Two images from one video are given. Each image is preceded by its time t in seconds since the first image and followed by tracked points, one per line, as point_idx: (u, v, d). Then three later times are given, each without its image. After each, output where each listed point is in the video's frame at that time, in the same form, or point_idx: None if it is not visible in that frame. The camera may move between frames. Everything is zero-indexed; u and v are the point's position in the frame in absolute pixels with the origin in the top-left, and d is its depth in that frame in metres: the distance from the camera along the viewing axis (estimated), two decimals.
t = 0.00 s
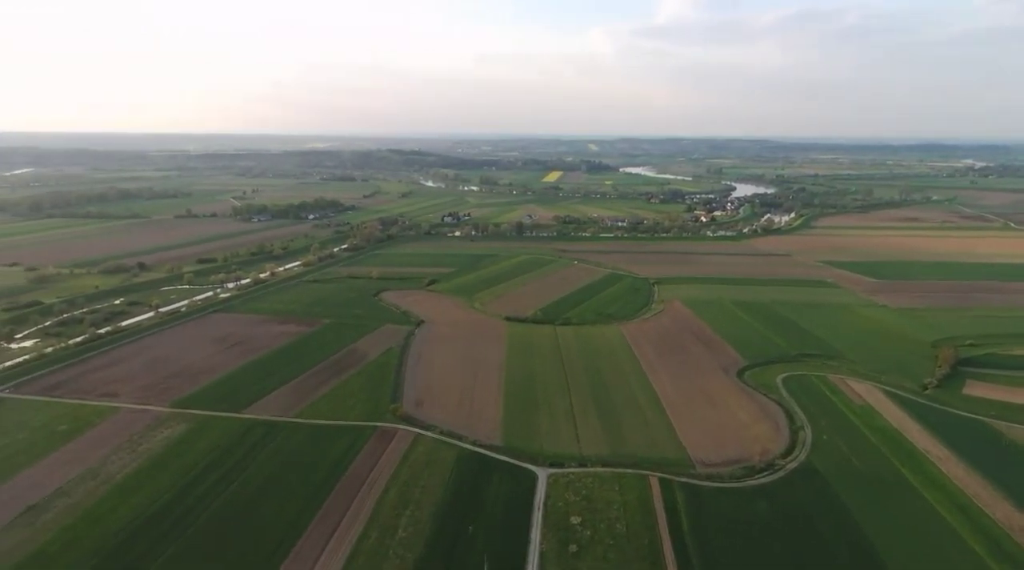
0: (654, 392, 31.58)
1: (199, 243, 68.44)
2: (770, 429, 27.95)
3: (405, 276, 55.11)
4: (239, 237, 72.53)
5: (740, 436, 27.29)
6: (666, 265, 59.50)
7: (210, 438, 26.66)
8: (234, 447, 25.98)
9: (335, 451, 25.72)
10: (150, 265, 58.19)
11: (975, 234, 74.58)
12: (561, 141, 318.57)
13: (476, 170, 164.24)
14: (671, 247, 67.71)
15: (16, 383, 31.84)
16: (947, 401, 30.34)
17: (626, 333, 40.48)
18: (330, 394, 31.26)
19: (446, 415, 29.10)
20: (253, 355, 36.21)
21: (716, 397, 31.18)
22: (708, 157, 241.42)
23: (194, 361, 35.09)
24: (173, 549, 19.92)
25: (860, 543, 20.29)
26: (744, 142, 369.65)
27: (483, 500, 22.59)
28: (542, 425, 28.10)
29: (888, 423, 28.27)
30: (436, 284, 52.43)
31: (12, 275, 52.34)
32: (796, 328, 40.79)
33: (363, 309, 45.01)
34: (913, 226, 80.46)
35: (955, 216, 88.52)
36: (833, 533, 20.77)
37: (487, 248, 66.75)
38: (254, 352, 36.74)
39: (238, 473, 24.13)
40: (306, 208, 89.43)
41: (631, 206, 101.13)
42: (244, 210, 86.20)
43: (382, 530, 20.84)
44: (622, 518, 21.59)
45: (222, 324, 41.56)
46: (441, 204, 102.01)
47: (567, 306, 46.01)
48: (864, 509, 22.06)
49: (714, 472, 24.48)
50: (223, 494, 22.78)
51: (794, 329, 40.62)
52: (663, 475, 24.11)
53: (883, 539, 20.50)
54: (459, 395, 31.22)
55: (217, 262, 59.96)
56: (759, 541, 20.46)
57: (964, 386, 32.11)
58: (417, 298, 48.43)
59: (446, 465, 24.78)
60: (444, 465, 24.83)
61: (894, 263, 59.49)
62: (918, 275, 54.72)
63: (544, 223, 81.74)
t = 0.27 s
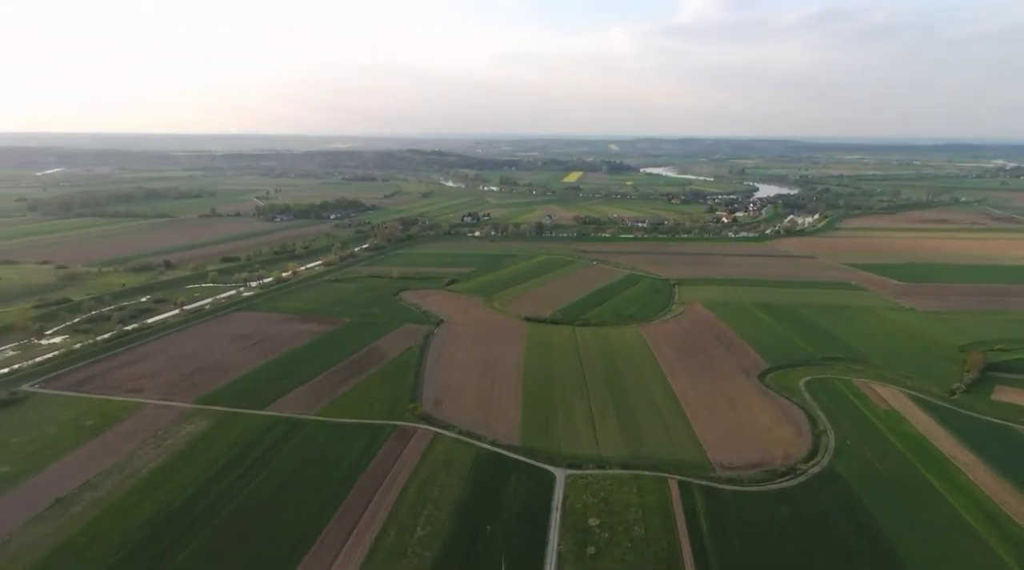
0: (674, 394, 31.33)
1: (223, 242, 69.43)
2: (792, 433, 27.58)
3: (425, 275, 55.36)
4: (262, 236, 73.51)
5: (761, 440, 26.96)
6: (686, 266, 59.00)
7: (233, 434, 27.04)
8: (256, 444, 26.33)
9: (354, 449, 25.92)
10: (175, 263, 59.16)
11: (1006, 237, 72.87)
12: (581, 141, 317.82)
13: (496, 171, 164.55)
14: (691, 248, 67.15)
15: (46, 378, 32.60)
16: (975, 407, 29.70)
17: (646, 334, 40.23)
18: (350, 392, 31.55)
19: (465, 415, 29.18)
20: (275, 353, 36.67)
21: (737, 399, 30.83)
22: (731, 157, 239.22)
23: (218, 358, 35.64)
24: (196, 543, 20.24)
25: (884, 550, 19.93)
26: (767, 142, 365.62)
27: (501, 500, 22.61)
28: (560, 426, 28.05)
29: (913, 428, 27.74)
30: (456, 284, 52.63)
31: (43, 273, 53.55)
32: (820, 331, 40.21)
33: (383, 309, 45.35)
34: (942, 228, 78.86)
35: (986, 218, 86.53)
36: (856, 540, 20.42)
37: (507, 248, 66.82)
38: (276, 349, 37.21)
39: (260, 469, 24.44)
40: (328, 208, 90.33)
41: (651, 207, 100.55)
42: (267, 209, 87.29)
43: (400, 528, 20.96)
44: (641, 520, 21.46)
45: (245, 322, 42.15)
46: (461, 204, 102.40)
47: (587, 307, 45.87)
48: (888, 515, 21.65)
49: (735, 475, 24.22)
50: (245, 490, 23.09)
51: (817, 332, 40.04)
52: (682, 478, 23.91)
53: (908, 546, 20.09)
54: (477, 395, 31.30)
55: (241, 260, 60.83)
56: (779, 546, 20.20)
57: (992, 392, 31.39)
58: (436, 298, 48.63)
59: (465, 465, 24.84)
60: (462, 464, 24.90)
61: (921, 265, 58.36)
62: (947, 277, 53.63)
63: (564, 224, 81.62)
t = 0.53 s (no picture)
0: (692, 396, 31.08)
1: (245, 241, 70.37)
2: (814, 437, 27.20)
3: (443, 275, 55.56)
4: (283, 235, 74.35)
5: (782, 443, 26.63)
6: (706, 267, 58.50)
7: (254, 432, 27.38)
8: (276, 441, 26.64)
9: (373, 448, 26.09)
10: (198, 262, 60.06)
11: None
12: (601, 141, 317.25)
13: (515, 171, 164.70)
14: (712, 249, 66.58)
15: (73, 374, 33.30)
16: (1002, 412, 29.05)
17: (665, 335, 39.96)
18: (369, 390, 31.78)
19: (482, 415, 29.22)
20: (295, 351, 37.08)
21: (757, 402, 30.54)
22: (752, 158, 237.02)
23: (240, 356, 36.12)
24: (217, 539, 20.53)
25: (907, 557, 19.59)
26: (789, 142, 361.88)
27: (518, 500, 22.61)
28: (578, 427, 27.97)
29: (938, 433, 27.21)
30: (474, 284, 52.75)
31: (71, 271, 54.73)
32: (842, 334, 39.62)
33: (402, 308, 45.61)
34: (969, 230, 77.28)
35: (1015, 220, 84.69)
36: (879, 546, 20.08)
37: (526, 248, 66.83)
38: (297, 348, 37.61)
39: (279, 467, 24.71)
40: (348, 208, 91.08)
41: (671, 207, 99.91)
42: (289, 209, 88.26)
43: (417, 527, 21.06)
44: (658, 523, 21.32)
45: (267, 320, 42.67)
46: (480, 204, 102.64)
47: (605, 308, 45.68)
48: (911, 522, 21.23)
49: (754, 478, 23.96)
50: (265, 487, 23.36)
51: (839, 335, 39.46)
52: (701, 481, 23.71)
53: (933, 553, 19.72)
54: (495, 395, 31.32)
55: (262, 260, 61.57)
56: (799, 551, 19.95)
57: (1021, 397, 30.68)
58: (454, 298, 48.76)
59: (482, 465, 24.89)
60: (480, 464, 24.95)
61: (948, 267, 57.26)
62: (974, 280, 52.55)
63: (583, 224, 81.41)
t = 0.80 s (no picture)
0: (709, 398, 30.85)
1: (263, 240, 71.07)
2: (832, 441, 26.89)
3: (459, 275, 55.69)
4: (301, 235, 74.96)
5: (799, 447, 26.34)
6: (723, 268, 58.04)
7: (271, 429, 27.65)
8: (293, 439, 26.86)
9: (388, 447, 26.21)
10: (217, 261, 60.74)
11: None
12: (617, 141, 316.61)
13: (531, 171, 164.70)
14: (729, 250, 66.04)
15: (95, 370, 33.83)
16: None
17: (681, 337, 39.72)
18: (384, 389, 31.94)
19: (497, 415, 29.23)
20: (312, 349, 37.37)
21: (775, 405, 30.23)
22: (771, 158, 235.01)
23: (257, 354, 36.49)
24: (234, 534, 20.75)
25: (927, 564, 19.26)
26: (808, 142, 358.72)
27: (532, 500, 22.59)
28: (593, 428, 27.87)
29: (960, 438, 26.71)
30: (490, 284, 52.81)
31: (93, 269, 55.62)
32: (862, 336, 39.10)
33: (418, 308, 45.77)
34: (994, 231, 75.91)
35: None
36: (899, 552, 19.76)
37: (541, 249, 66.78)
38: (313, 346, 37.90)
39: (295, 464, 24.92)
40: (365, 208, 91.62)
41: (688, 208, 99.28)
42: (306, 209, 88.99)
43: (432, 526, 21.13)
44: (673, 525, 21.18)
45: (284, 319, 43.05)
46: (496, 204, 102.75)
47: (621, 309, 45.50)
48: (933, 529, 20.86)
49: (771, 482, 23.72)
50: (281, 484, 23.57)
51: (859, 338, 38.94)
52: (716, 484, 23.51)
53: (954, 561, 19.36)
54: (510, 395, 31.31)
55: (280, 259, 62.12)
56: (816, 557, 19.71)
57: None
58: (470, 297, 48.85)
59: (496, 465, 24.89)
60: (494, 464, 24.96)
61: (971, 269, 56.28)
62: (998, 282, 51.60)
63: (599, 224, 81.19)
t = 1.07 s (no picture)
0: (724, 400, 30.61)
1: (280, 240, 71.71)
2: (850, 444, 26.57)
3: (474, 275, 55.81)
4: (317, 234, 75.51)
5: (817, 450, 26.05)
6: (740, 269, 57.61)
7: (287, 427, 27.89)
8: (308, 436, 27.08)
9: (403, 445, 26.31)
10: (235, 260, 61.41)
11: None
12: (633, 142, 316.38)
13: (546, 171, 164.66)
14: (745, 251, 65.54)
15: (115, 367, 34.33)
16: None
17: (696, 338, 39.48)
18: (399, 388, 32.08)
19: (512, 415, 29.25)
20: (328, 348, 37.63)
21: (792, 407, 29.93)
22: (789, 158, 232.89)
23: (275, 352, 36.83)
24: (251, 530, 20.97)
25: None
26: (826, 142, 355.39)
27: (546, 501, 22.55)
28: (608, 429, 27.77)
29: (982, 443, 26.25)
30: (505, 284, 52.84)
31: (114, 268, 56.48)
32: (881, 339, 38.59)
33: (433, 307, 45.93)
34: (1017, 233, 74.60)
35: None
36: (919, 558, 19.47)
37: (556, 249, 66.72)
38: (329, 345, 38.17)
39: (311, 462, 25.10)
40: (381, 208, 92.15)
41: (704, 208, 98.68)
42: (323, 208, 89.68)
43: (446, 525, 21.18)
44: (688, 528, 21.04)
45: (301, 317, 43.40)
46: (511, 204, 102.82)
47: (636, 310, 45.33)
48: (954, 535, 20.51)
49: (788, 485, 23.49)
50: (297, 481, 23.76)
51: (878, 340, 38.42)
52: (732, 487, 23.32)
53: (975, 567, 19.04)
54: (525, 395, 31.31)
55: (297, 258, 62.63)
56: (833, 561, 19.49)
57: None
58: (485, 297, 48.95)
59: (510, 465, 24.91)
60: (508, 464, 24.96)
61: (994, 272, 55.36)
62: (1022, 285, 50.68)
63: (614, 225, 80.95)
